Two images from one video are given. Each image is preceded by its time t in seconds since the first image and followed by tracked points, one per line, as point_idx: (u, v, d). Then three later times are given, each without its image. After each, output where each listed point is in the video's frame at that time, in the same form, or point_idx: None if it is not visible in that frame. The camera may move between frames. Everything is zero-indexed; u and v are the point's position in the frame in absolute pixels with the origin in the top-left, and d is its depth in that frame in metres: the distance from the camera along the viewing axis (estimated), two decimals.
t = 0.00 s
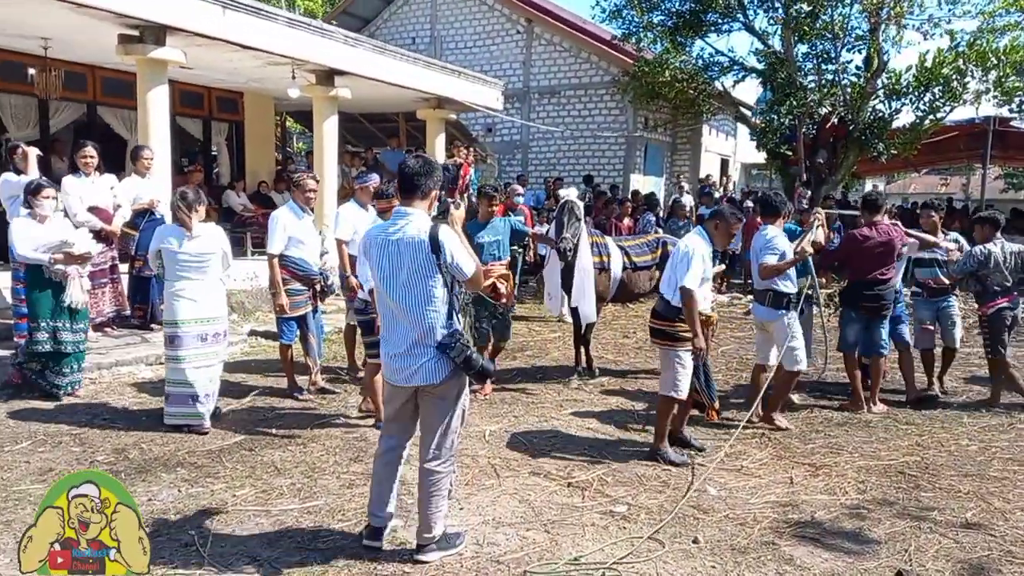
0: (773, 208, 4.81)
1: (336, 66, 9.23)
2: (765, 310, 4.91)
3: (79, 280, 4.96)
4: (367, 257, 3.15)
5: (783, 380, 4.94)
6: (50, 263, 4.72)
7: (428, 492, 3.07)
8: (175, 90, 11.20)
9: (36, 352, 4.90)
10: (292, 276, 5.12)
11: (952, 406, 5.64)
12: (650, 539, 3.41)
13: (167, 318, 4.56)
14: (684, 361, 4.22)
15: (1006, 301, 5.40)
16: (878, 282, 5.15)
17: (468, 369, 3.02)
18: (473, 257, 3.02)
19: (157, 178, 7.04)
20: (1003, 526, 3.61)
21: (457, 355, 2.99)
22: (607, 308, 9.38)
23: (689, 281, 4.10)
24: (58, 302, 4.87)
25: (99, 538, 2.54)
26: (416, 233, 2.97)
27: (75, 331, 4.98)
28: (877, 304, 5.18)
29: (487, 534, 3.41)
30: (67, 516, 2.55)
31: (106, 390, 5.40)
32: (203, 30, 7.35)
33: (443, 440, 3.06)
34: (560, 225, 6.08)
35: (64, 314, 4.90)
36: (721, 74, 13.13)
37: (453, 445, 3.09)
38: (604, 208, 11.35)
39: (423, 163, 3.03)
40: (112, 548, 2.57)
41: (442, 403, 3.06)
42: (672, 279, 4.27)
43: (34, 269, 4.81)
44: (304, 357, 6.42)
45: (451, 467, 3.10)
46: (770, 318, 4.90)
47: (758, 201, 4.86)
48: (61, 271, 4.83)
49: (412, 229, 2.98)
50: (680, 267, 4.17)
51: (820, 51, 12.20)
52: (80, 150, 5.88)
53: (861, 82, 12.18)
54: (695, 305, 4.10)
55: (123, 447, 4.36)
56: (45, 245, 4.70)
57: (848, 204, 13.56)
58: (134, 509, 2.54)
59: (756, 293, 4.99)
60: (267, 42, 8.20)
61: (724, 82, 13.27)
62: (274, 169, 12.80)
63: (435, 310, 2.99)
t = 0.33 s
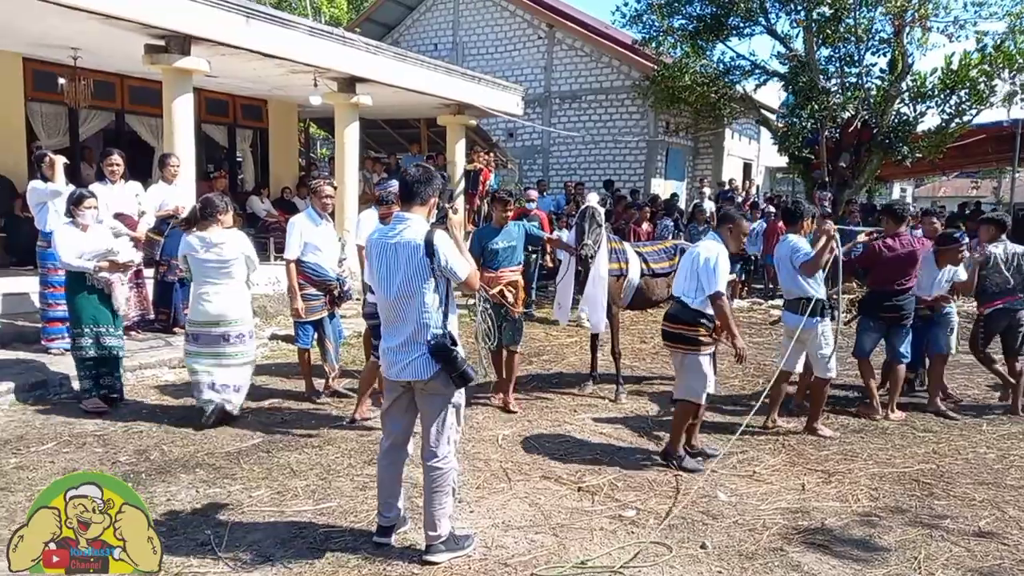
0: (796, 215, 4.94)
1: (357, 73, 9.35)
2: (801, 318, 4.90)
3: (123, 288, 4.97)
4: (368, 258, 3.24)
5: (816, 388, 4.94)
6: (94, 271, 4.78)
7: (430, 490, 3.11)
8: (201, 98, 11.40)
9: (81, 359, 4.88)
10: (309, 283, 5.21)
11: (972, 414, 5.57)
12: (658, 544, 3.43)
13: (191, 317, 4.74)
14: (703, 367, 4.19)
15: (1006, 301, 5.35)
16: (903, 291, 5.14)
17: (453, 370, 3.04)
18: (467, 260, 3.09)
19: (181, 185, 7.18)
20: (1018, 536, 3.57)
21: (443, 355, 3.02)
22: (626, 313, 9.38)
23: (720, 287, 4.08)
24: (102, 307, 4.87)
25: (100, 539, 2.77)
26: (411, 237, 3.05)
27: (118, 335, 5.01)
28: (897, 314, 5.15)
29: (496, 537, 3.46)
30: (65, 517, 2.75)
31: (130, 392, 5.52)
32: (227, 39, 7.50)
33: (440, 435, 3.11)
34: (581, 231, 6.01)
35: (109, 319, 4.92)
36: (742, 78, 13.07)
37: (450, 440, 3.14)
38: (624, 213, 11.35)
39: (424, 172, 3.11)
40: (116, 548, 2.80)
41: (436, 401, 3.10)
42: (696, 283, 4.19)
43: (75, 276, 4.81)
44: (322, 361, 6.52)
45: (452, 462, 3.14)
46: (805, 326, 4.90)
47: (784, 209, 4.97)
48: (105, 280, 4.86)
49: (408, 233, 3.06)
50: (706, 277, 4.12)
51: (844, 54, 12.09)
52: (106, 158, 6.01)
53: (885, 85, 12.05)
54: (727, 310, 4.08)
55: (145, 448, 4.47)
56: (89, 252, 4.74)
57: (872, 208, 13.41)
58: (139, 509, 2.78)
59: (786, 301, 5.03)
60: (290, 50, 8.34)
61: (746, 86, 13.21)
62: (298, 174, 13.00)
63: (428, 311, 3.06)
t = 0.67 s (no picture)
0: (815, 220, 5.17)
1: (370, 77, 9.45)
2: (819, 320, 4.87)
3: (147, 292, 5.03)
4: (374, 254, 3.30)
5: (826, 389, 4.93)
6: (122, 275, 4.82)
7: (434, 486, 3.16)
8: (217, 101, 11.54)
9: (104, 361, 4.96)
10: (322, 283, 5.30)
11: (982, 417, 5.56)
12: (661, 543, 3.47)
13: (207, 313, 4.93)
14: (727, 351, 4.21)
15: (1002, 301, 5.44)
16: (896, 293, 5.13)
17: (440, 369, 3.09)
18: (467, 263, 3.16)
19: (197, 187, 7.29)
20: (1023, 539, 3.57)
21: (435, 355, 3.08)
22: (636, 315, 9.40)
23: (727, 281, 4.16)
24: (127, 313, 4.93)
25: (101, 537, 2.93)
26: (414, 238, 3.12)
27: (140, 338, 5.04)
28: (899, 314, 5.16)
29: (502, 534, 3.50)
30: (63, 518, 2.89)
31: (145, 390, 5.62)
32: (243, 43, 7.60)
33: (441, 432, 3.17)
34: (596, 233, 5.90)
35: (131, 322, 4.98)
36: (754, 81, 13.06)
37: (452, 437, 3.20)
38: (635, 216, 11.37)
39: (427, 175, 3.19)
40: (117, 545, 2.97)
41: (435, 398, 3.16)
42: (700, 276, 4.27)
43: (100, 279, 4.86)
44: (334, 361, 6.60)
45: (454, 459, 3.19)
46: (827, 327, 4.83)
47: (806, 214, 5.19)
48: (132, 285, 4.90)
49: (410, 234, 3.14)
50: (712, 272, 4.19)
51: (857, 57, 12.06)
52: (123, 160, 6.12)
53: (899, 88, 12.00)
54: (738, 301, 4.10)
55: (159, 445, 4.55)
56: (120, 257, 4.80)
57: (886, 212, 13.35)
58: (139, 510, 2.93)
59: (810, 306, 4.96)
60: (305, 54, 8.44)
61: (758, 89, 13.19)
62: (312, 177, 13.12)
63: (427, 311, 3.11)
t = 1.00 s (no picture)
0: (841, 220, 5.24)
1: (374, 79, 9.47)
2: (826, 320, 4.95)
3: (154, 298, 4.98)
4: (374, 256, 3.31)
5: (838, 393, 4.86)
6: (128, 279, 4.81)
7: (437, 487, 3.18)
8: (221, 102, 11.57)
9: (108, 367, 4.90)
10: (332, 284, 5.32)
11: (985, 419, 5.55)
12: (664, 543, 3.48)
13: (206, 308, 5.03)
14: (732, 360, 4.22)
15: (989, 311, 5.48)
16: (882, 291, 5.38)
17: (450, 368, 3.10)
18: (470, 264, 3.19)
19: (202, 188, 7.31)
20: None
21: (442, 353, 3.09)
22: (639, 316, 9.40)
23: (727, 292, 4.15)
24: (133, 318, 4.91)
25: (101, 535, 2.95)
26: (416, 239, 3.14)
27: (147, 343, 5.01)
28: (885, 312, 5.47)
29: (505, 534, 3.52)
30: (64, 518, 2.91)
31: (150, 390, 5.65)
32: (247, 45, 7.62)
33: (443, 432, 3.18)
34: (605, 232, 5.90)
35: (138, 328, 4.95)
36: (758, 82, 13.05)
37: (454, 436, 3.21)
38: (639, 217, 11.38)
39: (428, 177, 3.21)
40: (116, 541, 2.99)
41: (437, 398, 3.18)
42: (698, 283, 4.25)
43: (108, 283, 4.84)
44: (337, 361, 6.63)
45: (456, 459, 3.20)
46: (834, 328, 4.90)
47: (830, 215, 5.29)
48: (138, 288, 4.89)
49: (412, 235, 3.16)
50: (712, 282, 4.17)
51: (860, 58, 12.05)
52: (128, 162, 6.14)
53: (903, 89, 11.99)
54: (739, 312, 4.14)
55: (164, 445, 4.58)
56: (126, 261, 4.75)
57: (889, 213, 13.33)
58: (139, 511, 2.96)
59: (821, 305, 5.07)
60: (310, 56, 8.47)
61: (761, 91, 13.19)
62: (316, 178, 13.18)
63: (431, 311, 3.14)
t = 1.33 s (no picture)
0: (860, 219, 5.09)
1: (378, 76, 9.45)
2: (843, 319, 4.99)
3: (154, 298, 4.83)
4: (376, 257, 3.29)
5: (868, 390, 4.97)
6: (127, 278, 4.70)
7: (439, 486, 3.17)
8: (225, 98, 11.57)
9: (109, 366, 4.85)
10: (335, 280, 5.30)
11: (989, 422, 5.53)
12: (665, 545, 3.46)
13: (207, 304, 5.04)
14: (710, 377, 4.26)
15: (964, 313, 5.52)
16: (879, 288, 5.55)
17: (453, 367, 3.10)
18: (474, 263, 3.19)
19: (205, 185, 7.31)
20: None
21: (446, 351, 3.07)
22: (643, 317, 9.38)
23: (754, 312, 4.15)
24: (131, 318, 4.80)
25: (99, 534, 2.97)
26: (421, 238, 3.13)
27: (147, 344, 4.86)
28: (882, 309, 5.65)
29: (506, 535, 3.51)
30: (66, 518, 2.93)
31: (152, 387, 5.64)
32: (252, 41, 7.61)
33: (444, 432, 3.17)
34: (609, 231, 5.78)
35: (137, 328, 4.82)
36: (763, 82, 13.01)
37: (456, 437, 3.20)
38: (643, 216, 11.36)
39: (428, 175, 3.18)
40: (113, 539, 3.01)
41: (440, 397, 3.17)
42: (723, 297, 4.19)
43: (110, 283, 4.76)
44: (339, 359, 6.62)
45: (458, 459, 3.19)
46: (850, 327, 4.96)
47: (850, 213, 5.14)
48: (138, 288, 4.75)
49: (417, 234, 3.14)
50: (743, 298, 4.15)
51: (866, 58, 11.99)
52: (132, 158, 6.14)
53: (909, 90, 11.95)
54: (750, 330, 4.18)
55: (165, 441, 4.57)
56: (123, 259, 4.70)
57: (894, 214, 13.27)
58: (134, 512, 2.99)
59: (834, 303, 5.07)
60: (314, 52, 8.45)
61: (767, 90, 13.15)
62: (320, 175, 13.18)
63: (435, 310, 3.13)
